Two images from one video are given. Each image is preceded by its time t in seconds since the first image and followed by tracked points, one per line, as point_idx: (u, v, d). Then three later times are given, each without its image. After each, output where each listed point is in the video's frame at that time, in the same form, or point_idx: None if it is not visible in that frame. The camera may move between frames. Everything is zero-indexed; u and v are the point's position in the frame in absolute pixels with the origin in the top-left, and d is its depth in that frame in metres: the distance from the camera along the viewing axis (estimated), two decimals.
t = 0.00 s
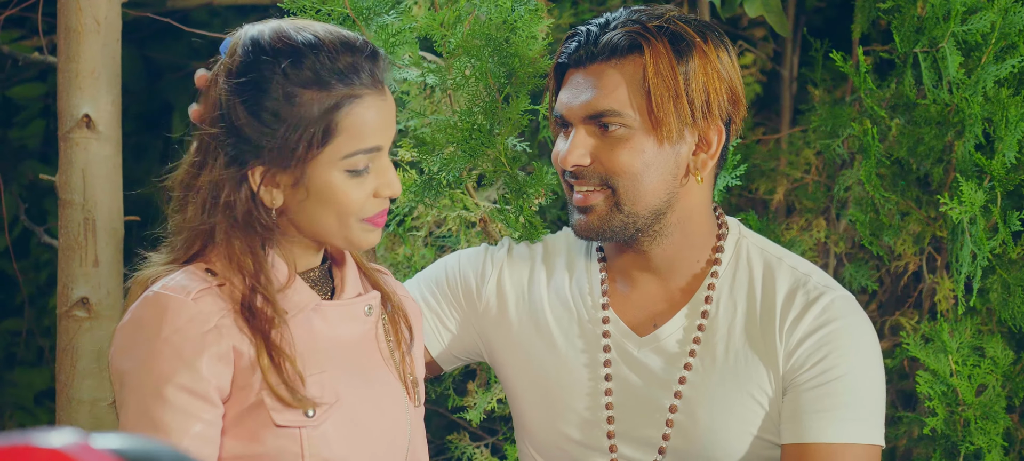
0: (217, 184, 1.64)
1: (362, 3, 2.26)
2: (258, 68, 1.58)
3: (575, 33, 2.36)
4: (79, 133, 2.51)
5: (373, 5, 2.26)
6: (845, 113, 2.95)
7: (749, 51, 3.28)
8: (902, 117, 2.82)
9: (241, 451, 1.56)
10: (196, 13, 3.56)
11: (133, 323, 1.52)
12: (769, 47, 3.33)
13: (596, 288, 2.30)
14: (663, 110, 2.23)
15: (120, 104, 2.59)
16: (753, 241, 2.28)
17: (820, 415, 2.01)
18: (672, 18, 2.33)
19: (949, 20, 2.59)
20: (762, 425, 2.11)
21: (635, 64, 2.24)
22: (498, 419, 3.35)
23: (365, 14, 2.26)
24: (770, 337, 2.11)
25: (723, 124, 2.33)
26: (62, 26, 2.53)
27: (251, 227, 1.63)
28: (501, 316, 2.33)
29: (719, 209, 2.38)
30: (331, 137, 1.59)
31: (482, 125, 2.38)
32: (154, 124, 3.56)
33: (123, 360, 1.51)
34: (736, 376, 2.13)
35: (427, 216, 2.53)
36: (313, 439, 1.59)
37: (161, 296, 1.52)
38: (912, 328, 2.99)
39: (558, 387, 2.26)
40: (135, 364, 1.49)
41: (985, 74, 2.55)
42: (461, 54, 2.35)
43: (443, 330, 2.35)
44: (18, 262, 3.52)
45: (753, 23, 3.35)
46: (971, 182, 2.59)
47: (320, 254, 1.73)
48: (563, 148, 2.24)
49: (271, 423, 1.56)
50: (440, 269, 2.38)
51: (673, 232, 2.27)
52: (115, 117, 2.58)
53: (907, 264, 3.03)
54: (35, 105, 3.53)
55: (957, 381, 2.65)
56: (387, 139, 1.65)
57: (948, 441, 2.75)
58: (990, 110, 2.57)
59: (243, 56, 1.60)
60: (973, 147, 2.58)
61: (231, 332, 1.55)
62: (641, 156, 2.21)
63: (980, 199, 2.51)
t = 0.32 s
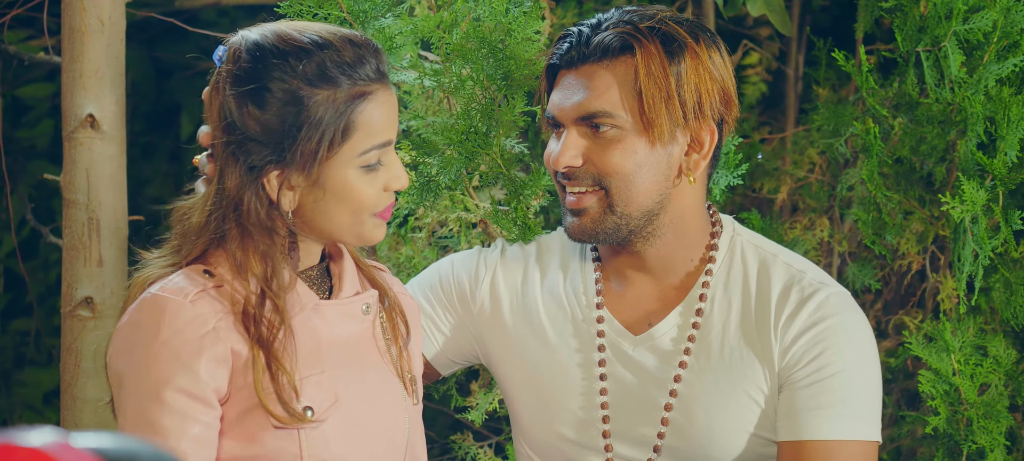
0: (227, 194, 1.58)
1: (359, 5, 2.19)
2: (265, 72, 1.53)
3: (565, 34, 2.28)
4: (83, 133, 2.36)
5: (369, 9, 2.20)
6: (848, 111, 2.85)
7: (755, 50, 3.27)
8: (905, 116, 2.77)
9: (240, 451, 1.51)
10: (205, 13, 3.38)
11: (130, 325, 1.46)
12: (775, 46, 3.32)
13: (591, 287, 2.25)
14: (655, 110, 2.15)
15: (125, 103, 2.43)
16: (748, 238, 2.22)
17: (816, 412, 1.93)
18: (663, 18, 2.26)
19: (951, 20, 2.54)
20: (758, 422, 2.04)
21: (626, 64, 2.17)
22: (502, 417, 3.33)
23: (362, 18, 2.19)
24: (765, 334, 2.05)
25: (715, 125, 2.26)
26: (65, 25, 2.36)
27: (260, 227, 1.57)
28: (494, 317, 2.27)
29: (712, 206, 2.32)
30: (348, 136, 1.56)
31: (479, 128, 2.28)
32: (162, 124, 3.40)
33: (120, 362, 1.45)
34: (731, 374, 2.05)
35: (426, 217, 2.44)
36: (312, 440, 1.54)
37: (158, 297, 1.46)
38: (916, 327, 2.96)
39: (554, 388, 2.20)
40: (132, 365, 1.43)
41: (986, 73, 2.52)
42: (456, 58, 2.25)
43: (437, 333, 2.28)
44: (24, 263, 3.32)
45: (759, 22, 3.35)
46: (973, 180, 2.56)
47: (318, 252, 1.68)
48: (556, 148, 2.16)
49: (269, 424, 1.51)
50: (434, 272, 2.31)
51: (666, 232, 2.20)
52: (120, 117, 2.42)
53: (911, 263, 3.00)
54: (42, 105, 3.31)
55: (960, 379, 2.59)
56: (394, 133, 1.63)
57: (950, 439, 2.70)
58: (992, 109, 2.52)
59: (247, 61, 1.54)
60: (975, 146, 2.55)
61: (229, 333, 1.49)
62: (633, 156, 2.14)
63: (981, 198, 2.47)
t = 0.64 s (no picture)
0: (240, 189, 1.54)
1: (366, 5, 2.22)
2: (274, 70, 1.50)
3: (563, 34, 2.25)
4: (93, 133, 2.34)
5: (376, 7, 2.23)
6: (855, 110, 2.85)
7: (765, 50, 3.29)
8: (914, 116, 2.75)
9: (246, 451, 1.50)
10: (219, 13, 3.40)
11: (136, 325, 1.44)
12: (786, 45, 3.32)
13: (591, 289, 2.21)
14: (652, 109, 2.11)
15: (135, 103, 2.41)
16: (747, 237, 2.18)
17: (819, 411, 1.90)
18: (661, 18, 2.22)
19: (959, 19, 2.54)
20: (762, 422, 2.01)
21: (623, 63, 2.13)
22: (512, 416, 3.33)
23: (368, 17, 2.22)
24: (765, 334, 2.02)
25: (714, 123, 2.22)
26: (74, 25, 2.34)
27: (274, 226, 1.54)
28: (494, 319, 2.24)
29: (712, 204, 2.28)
30: (359, 131, 1.54)
31: (485, 127, 2.30)
32: (175, 123, 3.45)
33: (125, 362, 1.43)
34: (733, 375, 2.03)
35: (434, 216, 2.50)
36: (319, 439, 1.53)
37: (164, 297, 1.44)
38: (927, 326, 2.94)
39: (555, 389, 2.17)
40: (137, 367, 1.41)
41: (994, 73, 2.51)
42: (462, 56, 2.27)
43: (438, 339, 2.26)
44: (38, 264, 3.39)
45: (770, 21, 3.35)
46: (979, 180, 2.53)
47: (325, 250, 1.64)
48: (553, 148, 2.13)
49: (274, 424, 1.50)
50: (434, 279, 2.29)
51: (666, 231, 2.15)
52: (129, 116, 2.40)
53: (920, 262, 2.98)
54: (58, 105, 3.38)
55: (968, 379, 2.58)
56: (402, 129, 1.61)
57: (958, 439, 2.66)
58: (1000, 108, 2.52)
59: (256, 59, 1.50)
60: (983, 144, 2.53)
61: (234, 334, 1.47)
62: (631, 155, 2.10)
63: (989, 198, 2.43)
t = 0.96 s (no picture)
0: (241, 185, 1.52)
1: (374, 3, 2.21)
2: (270, 65, 1.48)
3: (554, 35, 2.21)
4: (99, 133, 2.29)
5: (384, 6, 2.22)
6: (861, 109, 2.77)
7: (772, 49, 3.28)
8: (919, 114, 2.73)
9: (244, 451, 1.47)
10: (228, 12, 3.38)
11: (134, 326, 1.41)
12: (793, 44, 3.31)
13: (588, 292, 2.17)
14: (646, 107, 2.10)
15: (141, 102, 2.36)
16: (744, 237, 2.15)
17: (817, 411, 1.87)
18: (651, 16, 2.20)
19: (963, 18, 2.49)
20: (759, 423, 1.98)
21: (615, 63, 2.11)
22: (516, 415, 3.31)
23: (376, 16, 2.22)
24: (762, 334, 1.99)
25: (707, 121, 2.20)
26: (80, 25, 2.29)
27: (275, 221, 1.52)
28: (490, 321, 2.21)
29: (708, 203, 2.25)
30: (356, 124, 1.52)
31: (490, 128, 2.27)
32: (186, 124, 3.44)
33: (124, 363, 1.40)
34: (730, 376, 2.00)
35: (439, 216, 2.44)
36: (318, 439, 1.49)
37: (163, 298, 1.41)
38: (931, 325, 2.93)
39: (554, 393, 2.14)
40: (136, 368, 1.38)
41: (998, 72, 2.47)
42: (468, 56, 2.25)
43: (436, 344, 2.22)
44: (47, 263, 3.39)
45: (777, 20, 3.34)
46: (983, 180, 2.49)
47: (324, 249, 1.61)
48: (548, 149, 2.10)
49: (273, 424, 1.46)
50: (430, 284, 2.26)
51: (661, 229, 2.12)
52: (136, 116, 2.35)
53: (925, 262, 2.96)
54: (67, 105, 3.38)
55: (972, 378, 2.53)
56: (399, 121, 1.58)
57: (963, 438, 2.62)
58: (1005, 107, 2.47)
59: (252, 54, 1.49)
60: (987, 144, 2.48)
61: (233, 333, 1.44)
62: (625, 154, 2.09)
63: (993, 196, 2.39)
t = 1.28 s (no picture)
0: (235, 181, 1.53)
1: (374, 2, 2.18)
2: (263, 59, 1.49)
3: (536, 36, 2.20)
4: (98, 132, 2.25)
5: (384, 6, 2.20)
6: (858, 108, 2.75)
7: (773, 47, 3.23)
8: (916, 113, 2.70)
9: (237, 451, 1.47)
10: (231, 12, 3.34)
11: (128, 326, 1.42)
12: (795, 43, 3.26)
13: (578, 292, 2.16)
14: (632, 103, 2.10)
15: (140, 102, 2.32)
16: (732, 234, 2.13)
17: (808, 407, 1.85)
18: (632, 13, 2.20)
19: (960, 17, 2.48)
20: (752, 420, 1.96)
21: (598, 61, 2.10)
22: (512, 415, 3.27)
23: (377, 15, 2.19)
24: (753, 332, 1.96)
25: (693, 115, 2.20)
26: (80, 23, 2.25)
27: (269, 220, 1.53)
28: (481, 322, 2.17)
29: (696, 201, 2.25)
30: (347, 119, 1.52)
31: (488, 128, 2.25)
32: (190, 123, 3.38)
33: (117, 363, 1.41)
34: (722, 374, 1.98)
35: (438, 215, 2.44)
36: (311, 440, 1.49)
37: (156, 297, 1.42)
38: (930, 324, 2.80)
39: (547, 394, 2.11)
40: (130, 367, 1.39)
41: (994, 71, 2.47)
42: (467, 57, 2.23)
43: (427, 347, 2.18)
44: (52, 262, 3.30)
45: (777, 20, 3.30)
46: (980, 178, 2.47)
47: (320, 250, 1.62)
48: (535, 149, 2.09)
49: (266, 423, 1.46)
50: (420, 287, 2.22)
51: (648, 227, 2.12)
52: (135, 116, 2.31)
53: (922, 261, 2.87)
54: (70, 105, 3.27)
55: (970, 377, 2.50)
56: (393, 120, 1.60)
57: (961, 437, 2.58)
58: (1001, 106, 2.45)
59: (246, 50, 1.50)
60: (984, 143, 2.47)
61: (224, 333, 1.44)
62: (612, 150, 2.08)
63: (990, 195, 2.37)
